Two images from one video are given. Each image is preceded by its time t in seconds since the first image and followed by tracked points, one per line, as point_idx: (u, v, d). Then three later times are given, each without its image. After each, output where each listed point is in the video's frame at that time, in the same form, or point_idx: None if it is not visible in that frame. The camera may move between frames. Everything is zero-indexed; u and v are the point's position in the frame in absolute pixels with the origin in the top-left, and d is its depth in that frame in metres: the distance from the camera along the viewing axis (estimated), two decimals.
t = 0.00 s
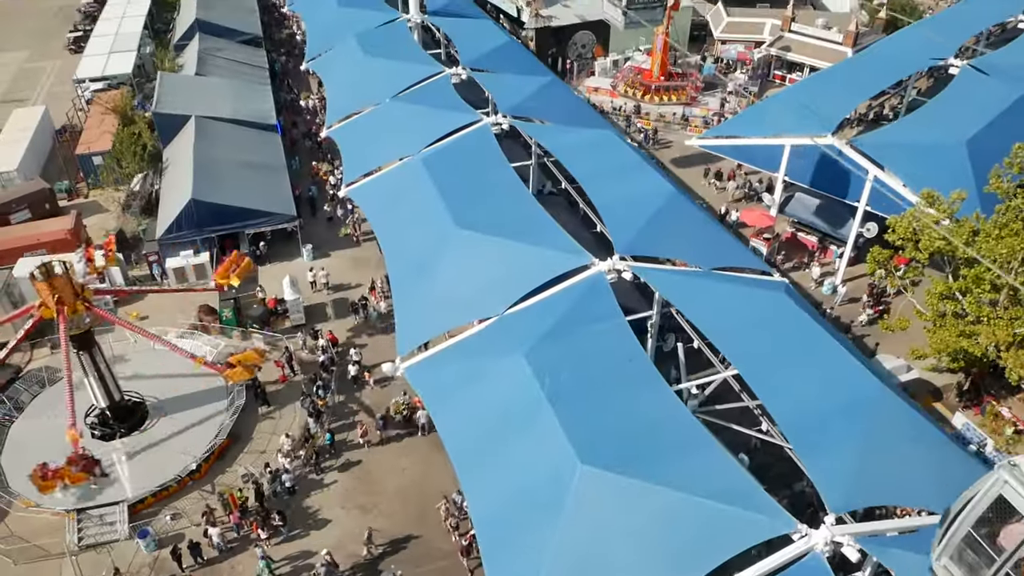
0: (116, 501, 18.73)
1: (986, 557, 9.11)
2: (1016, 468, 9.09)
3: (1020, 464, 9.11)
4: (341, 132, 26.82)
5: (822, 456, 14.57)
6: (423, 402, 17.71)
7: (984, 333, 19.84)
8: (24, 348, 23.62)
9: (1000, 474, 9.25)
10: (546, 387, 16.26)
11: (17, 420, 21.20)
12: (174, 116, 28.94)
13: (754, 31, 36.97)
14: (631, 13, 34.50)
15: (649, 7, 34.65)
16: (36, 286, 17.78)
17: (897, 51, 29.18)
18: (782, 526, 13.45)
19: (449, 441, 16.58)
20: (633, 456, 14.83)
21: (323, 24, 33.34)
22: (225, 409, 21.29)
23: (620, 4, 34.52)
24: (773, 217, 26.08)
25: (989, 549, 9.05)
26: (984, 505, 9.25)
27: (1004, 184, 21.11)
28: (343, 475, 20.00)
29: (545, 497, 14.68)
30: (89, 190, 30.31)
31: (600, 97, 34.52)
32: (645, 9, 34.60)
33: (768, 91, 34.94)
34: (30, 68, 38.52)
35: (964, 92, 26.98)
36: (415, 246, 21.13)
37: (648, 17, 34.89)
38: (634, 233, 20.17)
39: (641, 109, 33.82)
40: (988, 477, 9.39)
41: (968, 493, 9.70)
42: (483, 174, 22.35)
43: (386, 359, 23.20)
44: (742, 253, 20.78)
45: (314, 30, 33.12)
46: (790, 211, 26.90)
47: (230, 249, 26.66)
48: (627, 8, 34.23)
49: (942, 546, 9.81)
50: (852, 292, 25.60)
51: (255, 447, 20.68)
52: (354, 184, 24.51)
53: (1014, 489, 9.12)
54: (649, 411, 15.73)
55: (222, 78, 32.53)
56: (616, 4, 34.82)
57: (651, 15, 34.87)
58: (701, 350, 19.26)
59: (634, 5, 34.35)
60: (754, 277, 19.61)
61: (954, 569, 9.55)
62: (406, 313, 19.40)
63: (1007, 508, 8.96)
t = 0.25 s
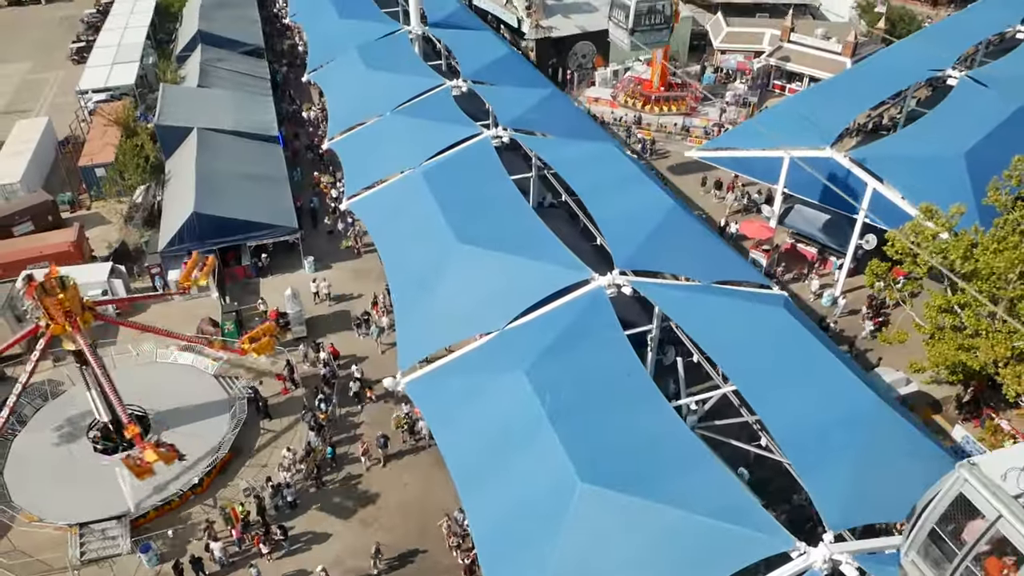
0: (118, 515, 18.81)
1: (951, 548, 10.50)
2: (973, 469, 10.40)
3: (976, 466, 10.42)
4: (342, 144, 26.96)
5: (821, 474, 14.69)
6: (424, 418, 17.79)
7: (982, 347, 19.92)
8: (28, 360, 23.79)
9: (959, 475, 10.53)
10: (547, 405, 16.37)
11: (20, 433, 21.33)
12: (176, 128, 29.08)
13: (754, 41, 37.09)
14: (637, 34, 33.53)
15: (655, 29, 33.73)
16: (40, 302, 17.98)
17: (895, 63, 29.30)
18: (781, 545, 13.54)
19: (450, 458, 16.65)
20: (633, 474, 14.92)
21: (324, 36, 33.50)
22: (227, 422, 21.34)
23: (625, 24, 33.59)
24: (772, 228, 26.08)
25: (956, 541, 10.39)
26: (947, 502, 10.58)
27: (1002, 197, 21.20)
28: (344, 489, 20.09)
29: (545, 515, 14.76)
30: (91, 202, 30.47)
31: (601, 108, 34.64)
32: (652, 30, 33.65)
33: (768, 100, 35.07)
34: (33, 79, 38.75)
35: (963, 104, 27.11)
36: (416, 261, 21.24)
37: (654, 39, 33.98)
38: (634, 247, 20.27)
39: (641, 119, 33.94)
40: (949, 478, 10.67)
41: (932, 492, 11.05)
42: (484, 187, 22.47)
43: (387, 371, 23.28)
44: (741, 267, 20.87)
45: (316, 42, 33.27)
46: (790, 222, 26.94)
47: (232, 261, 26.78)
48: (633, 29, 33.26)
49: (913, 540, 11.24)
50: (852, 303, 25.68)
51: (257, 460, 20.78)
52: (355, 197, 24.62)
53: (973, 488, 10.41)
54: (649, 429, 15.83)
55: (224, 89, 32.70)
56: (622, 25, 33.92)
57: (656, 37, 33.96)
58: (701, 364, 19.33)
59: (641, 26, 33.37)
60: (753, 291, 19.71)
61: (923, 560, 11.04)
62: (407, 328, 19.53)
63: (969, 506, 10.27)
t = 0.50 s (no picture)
0: (120, 531, 18.87)
1: (918, 545, 11.04)
2: (939, 471, 10.97)
3: (939, 468, 11.00)
4: (343, 158, 27.11)
5: (818, 492, 14.86)
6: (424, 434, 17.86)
7: (980, 361, 19.99)
8: (30, 374, 23.88)
9: (924, 475, 11.11)
10: (547, 422, 16.50)
11: (23, 448, 21.40)
12: (179, 141, 29.30)
13: (753, 53, 37.21)
14: (643, 56, 32.04)
15: (661, 50, 32.29)
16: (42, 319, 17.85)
17: (893, 76, 29.50)
18: (779, 563, 13.69)
19: (449, 473, 16.71)
20: (632, 492, 15.07)
21: (325, 48, 33.66)
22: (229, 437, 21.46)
23: (631, 44, 32.12)
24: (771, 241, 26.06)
25: (920, 539, 10.95)
26: (913, 502, 11.12)
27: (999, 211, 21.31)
28: (345, 503, 20.16)
29: (545, 532, 14.82)
30: (93, 214, 30.58)
31: (600, 119, 34.78)
32: (658, 52, 32.24)
33: (767, 112, 35.23)
34: (36, 90, 38.92)
35: (960, 118, 27.25)
36: (416, 276, 21.37)
37: (660, 60, 32.52)
38: (633, 262, 20.38)
39: (640, 131, 34.08)
40: (913, 480, 11.24)
41: (898, 492, 11.59)
42: (484, 203, 22.64)
43: (387, 385, 23.37)
44: (740, 282, 20.99)
45: (317, 55, 33.48)
46: (789, 235, 26.97)
47: (234, 274, 26.95)
48: (639, 51, 31.82)
49: (882, 538, 11.77)
50: (851, 316, 25.75)
51: (258, 475, 20.86)
52: (356, 211, 24.75)
53: (938, 487, 10.99)
54: (647, 448, 16.01)
55: (226, 101, 32.88)
56: (627, 46, 32.46)
57: (662, 58, 32.51)
58: (700, 379, 19.50)
59: (647, 49, 31.95)
60: (751, 305, 19.85)
61: (891, 558, 11.57)
62: (408, 343, 19.65)
63: (933, 506, 10.81)
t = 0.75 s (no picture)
0: (121, 546, 18.91)
1: (890, 542, 13.16)
2: (908, 476, 13.11)
3: (908, 472, 13.17)
4: (344, 172, 27.25)
5: (815, 510, 14.98)
6: (424, 451, 17.94)
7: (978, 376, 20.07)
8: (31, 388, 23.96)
9: (893, 478, 13.30)
10: (546, 440, 16.59)
11: (24, 463, 21.46)
12: (180, 154, 29.45)
13: (752, 64, 37.35)
14: (648, 78, 32.31)
15: (666, 71, 32.52)
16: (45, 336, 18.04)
17: (891, 90, 29.66)
18: None
19: (449, 491, 16.79)
20: (631, 511, 15.16)
21: (325, 61, 33.83)
22: (230, 451, 21.52)
23: (638, 66, 32.31)
24: (770, 254, 26.22)
25: (892, 536, 13.06)
26: (882, 503, 13.35)
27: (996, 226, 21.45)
28: (345, 518, 20.20)
29: (545, 550, 14.90)
30: (95, 227, 30.69)
31: (599, 131, 34.90)
32: (663, 75, 32.47)
33: (766, 123, 35.39)
34: (38, 101, 39.11)
35: (957, 131, 27.42)
36: (416, 291, 21.48)
37: (664, 81, 32.79)
38: (632, 277, 20.47)
39: (639, 142, 34.22)
40: (886, 484, 13.42)
41: (871, 495, 13.84)
42: (484, 217, 22.76)
43: (387, 400, 23.44)
44: (739, 296, 21.08)
45: (318, 67, 33.65)
46: (789, 248, 27.00)
47: (235, 286, 27.00)
48: (645, 74, 32.07)
49: (860, 538, 13.90)
50: (849, 329, 25.83)
51: (259, 490, 20.90)
52: (357, 225, 24.87)
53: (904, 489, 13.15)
54: (646, 465, 16.09)
55: (227, 114, 33.04)
56: (633, 69, 32.67)
57: (666, 78, 32.75)
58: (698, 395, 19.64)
59: (653, 70, 32.19)
60: (748, 321, 19.99)
61: (866, 556, 13.70)
62: (408, 360, 19.75)
63: (901, 506, 12.97)
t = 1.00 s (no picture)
0: (122, 561, 18.97)
1: (859, 540, 12.08)
2: (876, 474, 11.98)
3: (876, 470, 12.02)
4: (344, 184, 27.40)
5: (813, 528, 15.04)
6: (424, 466, 18.03)
7: (975, 390, 20.22)
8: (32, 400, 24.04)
9: (862, 478, 12.15)
10: (545, 455, 16.68)
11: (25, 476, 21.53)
12: (180, 166, 29.57)
13: (751, 75, 37.49)
14: (653, 100, 32.00)
15: (673, 92, 32.16)
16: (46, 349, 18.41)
17: (888, 102, 29.82)
18: None
19: (449, 506, 16.88)
20: (629, 528, 15.24)
21: (325, 73, 33.97)
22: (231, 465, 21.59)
23: (644, 87, 32.01)
24: (768, 267, 26.35)
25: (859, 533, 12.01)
26: (851, 504, 12.17)
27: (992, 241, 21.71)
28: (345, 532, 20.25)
29: (544, 567, 14.98)
30: (95, 239, 30.79)
31: (598, 142, 34.99)
32: (669, 96, 32.16)
33: (764, 134, 35.53)
34: (40, 112, 39.27)
35: (953, 144, 27.62)
36: (416, 306, 21.58)
37: (671, 102, 32.41)
38: (631, 292, 20.56)
39: (638, 153, 34.35)
40: (855, 482, 12.23)
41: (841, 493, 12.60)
42: (483, 231, 22.88)
43: (387, 413, 23.51)
44: (737, 310, 21.17)
45: (318, 79, 33.80)
46: (787, 260, 27.16)
47: (235, 298, 27.08)
48: (651, 95, 31.76)
49: (830, 534, 12.75)
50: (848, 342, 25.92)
51: (259, 503, 20.94)
52: (357, 239, 25.00)
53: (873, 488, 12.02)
54: (644, 482, 16.18)
55: (228, 125, 33.18)
56: (639, 90, 32.45)
57: (673, 99, 32.35)
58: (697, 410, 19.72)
59: (658, 92, 31.84)
60: (747, 335, 20.09)
61: (837, 552, 12.60)
62: (409, 374, 19.83)
63: (869, 505, 11.85)
